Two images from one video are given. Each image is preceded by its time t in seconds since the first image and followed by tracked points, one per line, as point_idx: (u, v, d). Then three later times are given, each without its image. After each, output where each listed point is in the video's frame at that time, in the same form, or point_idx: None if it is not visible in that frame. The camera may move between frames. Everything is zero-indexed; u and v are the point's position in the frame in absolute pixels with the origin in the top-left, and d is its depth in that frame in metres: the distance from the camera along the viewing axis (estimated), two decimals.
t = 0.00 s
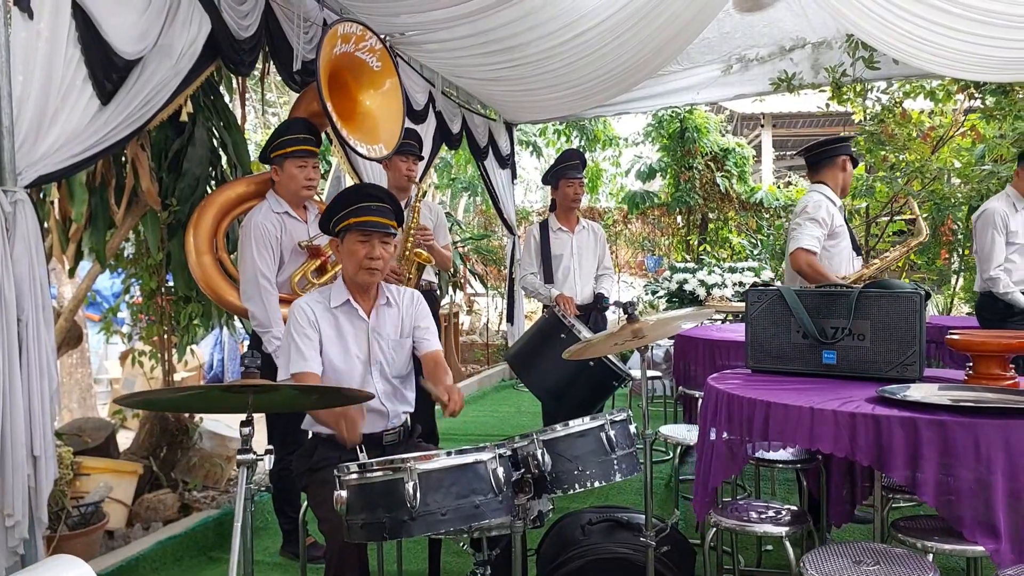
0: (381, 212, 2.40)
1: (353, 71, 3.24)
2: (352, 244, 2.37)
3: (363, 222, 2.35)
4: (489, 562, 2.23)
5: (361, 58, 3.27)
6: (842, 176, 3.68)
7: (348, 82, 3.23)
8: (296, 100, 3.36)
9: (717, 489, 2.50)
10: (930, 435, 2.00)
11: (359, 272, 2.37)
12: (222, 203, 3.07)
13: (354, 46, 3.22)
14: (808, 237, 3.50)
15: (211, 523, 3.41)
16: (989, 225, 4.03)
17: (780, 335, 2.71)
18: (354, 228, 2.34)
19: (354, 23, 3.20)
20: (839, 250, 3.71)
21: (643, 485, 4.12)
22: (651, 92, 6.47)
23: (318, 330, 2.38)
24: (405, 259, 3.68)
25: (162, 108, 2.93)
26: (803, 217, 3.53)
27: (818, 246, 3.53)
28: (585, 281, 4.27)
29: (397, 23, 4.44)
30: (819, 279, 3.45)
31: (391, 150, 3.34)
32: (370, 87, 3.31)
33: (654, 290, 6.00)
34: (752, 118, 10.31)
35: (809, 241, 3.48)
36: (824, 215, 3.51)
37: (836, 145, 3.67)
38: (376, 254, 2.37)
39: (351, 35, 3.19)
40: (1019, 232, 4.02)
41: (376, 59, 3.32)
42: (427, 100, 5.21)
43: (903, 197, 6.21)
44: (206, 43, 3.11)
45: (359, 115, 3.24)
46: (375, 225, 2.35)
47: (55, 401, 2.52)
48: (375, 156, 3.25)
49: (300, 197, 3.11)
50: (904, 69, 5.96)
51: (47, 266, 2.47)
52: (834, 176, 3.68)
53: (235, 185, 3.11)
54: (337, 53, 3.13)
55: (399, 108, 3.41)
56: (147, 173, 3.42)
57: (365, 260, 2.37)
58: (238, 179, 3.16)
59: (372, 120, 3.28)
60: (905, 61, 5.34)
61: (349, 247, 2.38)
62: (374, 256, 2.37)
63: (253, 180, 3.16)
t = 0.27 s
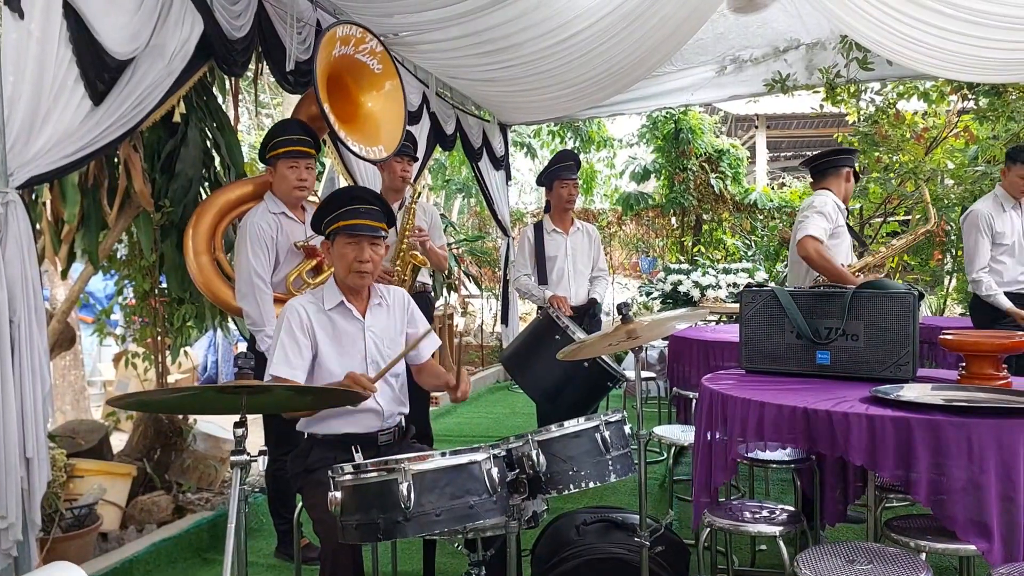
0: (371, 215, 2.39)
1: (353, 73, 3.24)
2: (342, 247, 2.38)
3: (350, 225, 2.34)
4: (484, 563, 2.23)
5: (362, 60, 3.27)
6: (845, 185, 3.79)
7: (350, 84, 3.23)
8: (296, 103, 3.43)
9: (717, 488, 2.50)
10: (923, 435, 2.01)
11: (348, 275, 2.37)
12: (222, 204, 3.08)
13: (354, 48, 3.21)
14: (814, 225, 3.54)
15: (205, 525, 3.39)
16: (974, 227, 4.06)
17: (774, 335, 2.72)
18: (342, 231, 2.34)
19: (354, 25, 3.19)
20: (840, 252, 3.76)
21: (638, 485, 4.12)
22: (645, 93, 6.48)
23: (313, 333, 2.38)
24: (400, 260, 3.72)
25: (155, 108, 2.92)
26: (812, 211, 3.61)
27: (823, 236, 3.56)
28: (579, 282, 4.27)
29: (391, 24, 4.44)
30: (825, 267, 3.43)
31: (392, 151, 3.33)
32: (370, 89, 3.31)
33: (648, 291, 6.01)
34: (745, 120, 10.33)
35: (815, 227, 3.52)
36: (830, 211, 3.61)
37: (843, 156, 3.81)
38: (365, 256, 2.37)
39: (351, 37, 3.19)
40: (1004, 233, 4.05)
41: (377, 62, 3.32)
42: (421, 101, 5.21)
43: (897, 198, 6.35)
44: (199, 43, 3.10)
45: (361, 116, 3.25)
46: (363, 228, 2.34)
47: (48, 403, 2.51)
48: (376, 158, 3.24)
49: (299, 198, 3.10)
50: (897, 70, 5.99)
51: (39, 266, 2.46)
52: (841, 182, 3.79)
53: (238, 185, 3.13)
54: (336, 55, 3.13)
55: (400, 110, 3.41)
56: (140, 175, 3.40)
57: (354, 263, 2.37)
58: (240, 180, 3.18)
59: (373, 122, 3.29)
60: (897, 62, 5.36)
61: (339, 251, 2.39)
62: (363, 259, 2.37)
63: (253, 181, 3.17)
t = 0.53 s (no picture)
0: (365, 220, 2.37)
1: (359, 77, 3.24)
2: (337, 251, 2.38)
3: (344, 230, 2.33)
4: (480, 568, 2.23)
5: (368, 65, 3.26)
6: (843, 193, 3.81)
7: (357, 89, 3.24)
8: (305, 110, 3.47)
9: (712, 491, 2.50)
10: (919, 439, 2.01)
11: (342, 279, 2.37)
12: (228, 209, 3.09)
13: (360, 53, 3.21)
14: (810, 220, 3.58)
15: (200, 530, 3.38)
16: (965, 230, 4.07)
17: (771, 338, 2.72)
18: (337, 236, 2.34)
19: (359, 30, 3.18)
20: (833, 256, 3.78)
21: (635, 489, 4.11)
22: (642, 97, 6.48)
23: (306, 335, 2.36)
24: (395, 266, 3.74)
25: (150, 111, 2.91)
26: (809, 209, 3.66)
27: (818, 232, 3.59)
28: (576, 285, 4.27)
29: (387, 28, 4.43)
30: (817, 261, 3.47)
31: (398, 154, 3.33)
32: (377, 93, 3.30)
33: (645, 294, 6.00)
34: (742, 123, 10.34)
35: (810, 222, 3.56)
36: (826, 211, 3.66)
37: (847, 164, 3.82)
38: (359, 261, 2.36)
39: (356, 42, 3.19)
40: (996, 237, 4.06)
41: (384, 66, 3.31)
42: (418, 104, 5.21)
43: (893, 201, 6.30)
44: (194, 47, 3.10)
45: (369, 120, 3.27)
46: (356, 233, 2.33)
47: (41, 408, 2.50)
48: (380, 160, 3.24)
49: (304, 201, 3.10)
50: (894, 73, 5.99)
51: (32, 270, 2.45)
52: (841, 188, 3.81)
53: (249, 190, 3.13)
54: (341, 59, 3.13)
55: (409, 113, 3.40)
56: (135, 178, 3.39)
57: (348, 267, 2.36)
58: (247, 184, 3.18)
59: (382, 124, 3.30)
60: (893, 66, 5.37)
61: (335, 255, 2.39)
62: (356, 263, 2.36)
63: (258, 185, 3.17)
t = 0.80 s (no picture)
0: (363, 220, 2.37)
1: (368, 80, 3.25)
2: (336, 251, 2.38)
3: (342, 230, 2.33)
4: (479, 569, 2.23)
5: (376, 67, 3.28)
6: (836, 194, 3.80)
7: (367, 91, 3.27)
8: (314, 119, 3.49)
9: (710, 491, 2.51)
10: (920, 439, 2.01)
11: (341, 279, 2.37)
12: (240, 212, 3.15)
13: (367, 56, 3.22)
14: (802, 221, 3.58)
15: (199, 531, 3.38)
16: (962, 230, 4.11)
17: (770, 339, 2.72)
18: (337, 236, 2.34)
19: (365, 32, 3.20)
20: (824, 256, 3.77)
21: (635, 490, 4.12)
22: (641, 97, 6.47)
23: (305, 336, 2.36)
24: (393, 270, 3.76)
25: (150, 113, 2.91)
26: (799, 209, 3.65)
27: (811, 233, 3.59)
28: (576, 286, 4.27)
29: (387, 29, 4.43)
30: (809, 260, 3.44)
31: (408, 155, 3.32)
32: (386, 94, 3.32)
33: (644, 294, 6.00)
34: (741, 123, 10.33)
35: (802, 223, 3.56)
36: (817, 211, 3.65)
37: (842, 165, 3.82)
38: (357, 261, 2.36)
39: (363, 44, 3.20)
40: (994, 236, 4.07)
41: (392, 67, 3.33)
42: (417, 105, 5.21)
43: (892, 201, 6.36)
44: (193, 48, 3.10)
45: (380, 121, 3.29)
46: (354, 233, 2.33)
47: (41, 410, 2.50)
48: (388, 160, 3.22)
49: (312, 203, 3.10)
50: (892, 74, 6.00)
51: (32, 273, 2.45)
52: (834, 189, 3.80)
53: (256, 196, 3.16)
54: (348, 62, 3.15)
55: (419, 114, 3.41)
56: (134, 180, 3.39)
57: (346, 267, 2.36)
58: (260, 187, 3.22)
59: (392, 125, 3.32)
60: (892, 66, 5.38)
61: (334, 255, 2.39)
62: (354, 263, 2.36)
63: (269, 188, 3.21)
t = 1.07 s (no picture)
0: (362, 221, 2.38)
1: (374, 81, 3.25)
2: (335, 252, 2.38)
3: (341, 231, 2.33)
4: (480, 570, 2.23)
5: (382, 69, 3.28)
6: (829, 192, 3.79)
7: (374, 92, 3.27)
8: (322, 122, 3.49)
9: (709, 492, 2.52)
10: (919, 440, 2.01)
11: (340, 279, 2.38)
12: (250, 215, 3.17)
13: (373, 58, 3.23)
14: (788, 226, 3.63)
15: (199, 531, 3.38)
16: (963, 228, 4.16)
17: (769, 339, 2.73)
18: (337, 237, 2.34)
19: (371, 35, 3.20)
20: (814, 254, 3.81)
21: (633, 490, 4.12)
22: (639, 98, 6.48)
23: (306, 337, 2.36)
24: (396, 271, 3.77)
25: (151, 115, 2.91)
26: (786, 213, 3.69)
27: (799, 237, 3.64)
28: (574, 287, 4.28)
29: (386, 30, 4.44)
30: (793, 264, 3.51)
31: (414, 155, 3.32)
32: (393, 95, 3.32)
33: (642, 294, 6.00)
34: (738, 123, 10.34)
35: (788, 228, 3.61)
36: (805, 213, 3.68)
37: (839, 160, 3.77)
38: (356, 262, 2.37)
39: (368, 47, 3.20)
40: (993, 232, 4.09)
41: (399, 69, 3.33)
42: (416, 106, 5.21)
43: (889, 201, 6.42)
44: (194, 50, 3.10)
45: (387, 122, 3.30)
46: (352, 233, 2.33)
47: (43, 411, 2.50)
48: (395, 161, 3.23)
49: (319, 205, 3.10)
50: (890, 75, 6.02)
51: (34, 274, 2.45)
52: (829, 185, 3.78)
53: (265, 200, 3.18)
54: (354, 65, 3.15)
55: (425, 114, 3.42)
56: (135, 180, 3.41)
57: (346, 267, 2.37)
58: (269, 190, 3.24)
59: (400, 126, 3.33)
60: (890, 67, 5.39)
61: (333, 255, 2.39)
62: (353, 264, 2.37)
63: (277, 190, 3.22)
